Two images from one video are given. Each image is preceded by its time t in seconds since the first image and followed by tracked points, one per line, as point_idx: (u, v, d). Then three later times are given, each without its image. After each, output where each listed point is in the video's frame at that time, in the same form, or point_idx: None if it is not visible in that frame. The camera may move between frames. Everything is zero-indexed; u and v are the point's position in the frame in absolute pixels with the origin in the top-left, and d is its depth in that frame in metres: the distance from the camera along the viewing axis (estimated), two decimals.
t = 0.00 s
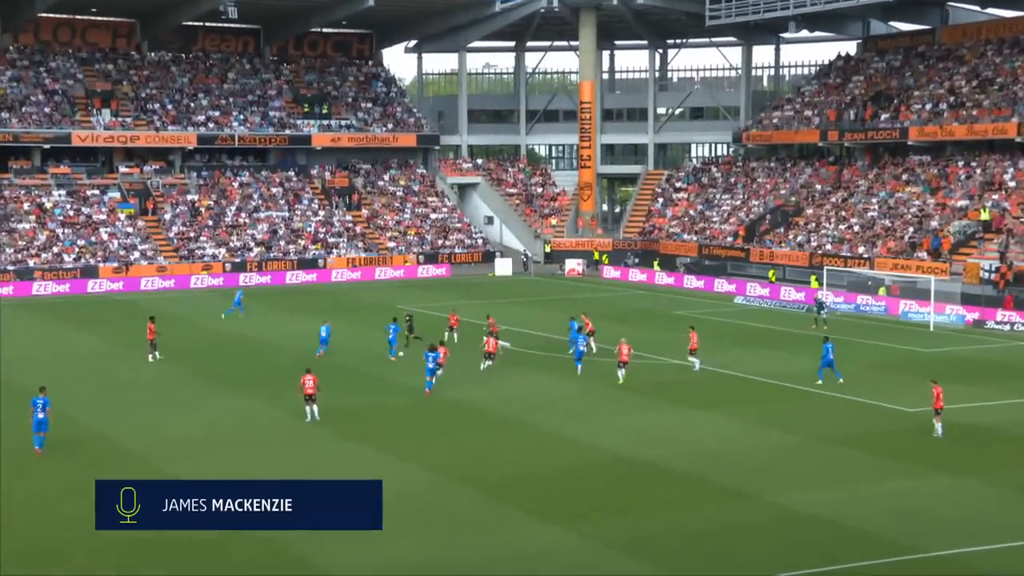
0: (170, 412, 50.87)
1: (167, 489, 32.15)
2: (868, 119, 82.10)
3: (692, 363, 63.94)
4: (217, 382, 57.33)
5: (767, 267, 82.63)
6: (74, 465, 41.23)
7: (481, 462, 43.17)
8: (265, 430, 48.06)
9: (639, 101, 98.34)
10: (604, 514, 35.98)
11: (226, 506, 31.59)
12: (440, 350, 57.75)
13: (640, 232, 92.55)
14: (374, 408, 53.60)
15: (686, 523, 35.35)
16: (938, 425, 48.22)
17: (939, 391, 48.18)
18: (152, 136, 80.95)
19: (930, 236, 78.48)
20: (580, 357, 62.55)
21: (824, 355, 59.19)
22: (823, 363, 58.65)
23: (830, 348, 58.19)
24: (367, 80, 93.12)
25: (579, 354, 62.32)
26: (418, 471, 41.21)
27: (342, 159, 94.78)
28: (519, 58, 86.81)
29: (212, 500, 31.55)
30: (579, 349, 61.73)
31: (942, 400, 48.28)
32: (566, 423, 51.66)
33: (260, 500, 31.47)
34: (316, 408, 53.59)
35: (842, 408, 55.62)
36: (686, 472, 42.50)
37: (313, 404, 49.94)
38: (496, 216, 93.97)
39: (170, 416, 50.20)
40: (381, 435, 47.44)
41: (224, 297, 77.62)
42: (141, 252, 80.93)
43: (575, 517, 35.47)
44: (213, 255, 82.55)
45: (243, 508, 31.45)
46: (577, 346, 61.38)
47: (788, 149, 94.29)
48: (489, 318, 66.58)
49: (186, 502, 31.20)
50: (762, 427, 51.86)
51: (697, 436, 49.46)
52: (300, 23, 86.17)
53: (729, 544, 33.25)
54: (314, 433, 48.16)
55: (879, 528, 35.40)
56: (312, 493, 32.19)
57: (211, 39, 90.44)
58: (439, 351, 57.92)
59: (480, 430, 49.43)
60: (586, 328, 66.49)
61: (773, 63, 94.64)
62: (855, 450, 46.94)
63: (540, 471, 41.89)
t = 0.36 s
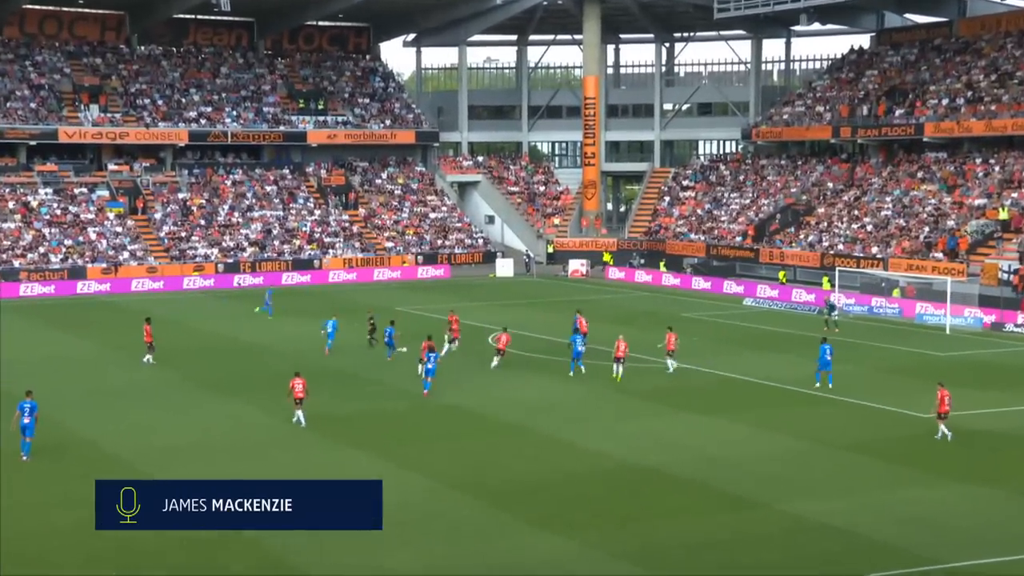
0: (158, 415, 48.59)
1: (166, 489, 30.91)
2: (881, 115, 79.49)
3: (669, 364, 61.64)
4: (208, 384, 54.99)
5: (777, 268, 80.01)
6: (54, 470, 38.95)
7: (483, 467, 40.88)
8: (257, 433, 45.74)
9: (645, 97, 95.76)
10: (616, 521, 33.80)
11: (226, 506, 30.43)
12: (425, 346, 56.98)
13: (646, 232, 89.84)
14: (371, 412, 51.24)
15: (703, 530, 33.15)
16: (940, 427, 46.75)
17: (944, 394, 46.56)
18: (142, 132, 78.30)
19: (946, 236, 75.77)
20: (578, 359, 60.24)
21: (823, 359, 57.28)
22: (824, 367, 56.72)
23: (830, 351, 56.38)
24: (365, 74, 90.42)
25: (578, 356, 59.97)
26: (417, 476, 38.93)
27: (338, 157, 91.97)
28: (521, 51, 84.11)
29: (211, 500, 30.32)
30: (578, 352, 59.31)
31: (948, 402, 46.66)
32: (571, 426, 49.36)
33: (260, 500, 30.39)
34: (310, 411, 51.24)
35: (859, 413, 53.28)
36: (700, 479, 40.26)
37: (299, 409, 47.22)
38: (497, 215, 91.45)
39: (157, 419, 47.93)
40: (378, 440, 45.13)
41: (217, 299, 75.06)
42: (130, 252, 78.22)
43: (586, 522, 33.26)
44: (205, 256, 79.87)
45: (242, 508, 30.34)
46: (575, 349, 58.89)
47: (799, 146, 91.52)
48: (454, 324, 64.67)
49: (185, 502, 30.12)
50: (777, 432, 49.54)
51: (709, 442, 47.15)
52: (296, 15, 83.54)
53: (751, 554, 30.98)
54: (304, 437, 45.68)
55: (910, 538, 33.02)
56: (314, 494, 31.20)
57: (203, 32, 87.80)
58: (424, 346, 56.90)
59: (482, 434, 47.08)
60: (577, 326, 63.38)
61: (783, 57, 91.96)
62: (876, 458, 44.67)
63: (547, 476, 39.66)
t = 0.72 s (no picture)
0: (140, 419, 46.26)
1: (166, 486, 28.48)
2: (895, 110, 76.67)
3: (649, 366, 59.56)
4: (193, 387, 52.61)
5: (786, 270, 76.83)
6: (24, 476, 36.59)
7: (480, 472, 38.66)
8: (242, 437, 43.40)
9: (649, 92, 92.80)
10: (624, 532, 31.88)
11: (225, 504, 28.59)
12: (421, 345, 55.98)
13: (650, 232, 86.83)
14: (362, 415, 48.89)
15: (722, 548, 30.60)
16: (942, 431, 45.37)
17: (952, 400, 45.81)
18: (127, 128, 75.28)
19: (963, 236, 72.81)
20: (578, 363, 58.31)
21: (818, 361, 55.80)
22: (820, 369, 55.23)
23: (827, 355, 55.06)
24: (358, 69, 87.36)
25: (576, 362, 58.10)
26: (410, 480, 36.70)
27: (330, 154, 88.77)
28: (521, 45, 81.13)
29: (212, 499, 28.22)
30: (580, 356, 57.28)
31: (956, 407, 45.98)
32: (571, 431, 47.03)
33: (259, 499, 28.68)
34: (298, 415, 48.87)
35: (872, 420, 51.07)
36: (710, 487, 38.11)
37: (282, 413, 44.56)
38: (496, 214, 88.31)
39: (139, 422, 45.60)
40: (368, 445, 42.77)
41: (204, 302, 72.14)
42: (114, 253, 75.12)
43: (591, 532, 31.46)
44: (193, 257, 76.86)
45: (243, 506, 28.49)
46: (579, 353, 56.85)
47: (808, 142, 88.44)
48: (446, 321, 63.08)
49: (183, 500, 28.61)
50: (786, 440, 47.30)
51: (717, 451, 44.92)
52: (287, 7, 80.55)
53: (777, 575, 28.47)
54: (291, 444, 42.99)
55: (945, 558, 30.53)
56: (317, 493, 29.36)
57: (190, 24, 84.77)
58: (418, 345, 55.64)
59: (477, 440, 44.76)
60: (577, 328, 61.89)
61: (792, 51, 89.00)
62: (893, 469, 42.56)
63: (547, 482, 37.46)
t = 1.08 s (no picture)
0: (91, 429, 42.68)
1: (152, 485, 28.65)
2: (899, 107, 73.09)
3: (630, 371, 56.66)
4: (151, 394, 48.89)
5: (784, 275, 73.12)
6: None
7: (458, 489, 35.51)
8: (199, 450, 39.88)
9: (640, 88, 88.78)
10: (618, 555, 29.16)
11: (230, 509, 22.56)
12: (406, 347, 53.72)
13: (641, 235, 82.71)
14: (331, 425, 45.32)
15: None
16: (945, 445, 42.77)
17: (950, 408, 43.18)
18: (85, 125, 70.78)
19: (971, 239, 68.95)
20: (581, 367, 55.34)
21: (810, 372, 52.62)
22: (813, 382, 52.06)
23: (819, 366, 51.80)
24: (333, 63, 82.99)
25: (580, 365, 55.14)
26: (382, 498, 33.48)
27: (303, 153, 84.32)
28: (505, 38, 77.12)
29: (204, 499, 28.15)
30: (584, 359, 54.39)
31: (955, 417, 43.17)
32: (556, 443, 43.68)
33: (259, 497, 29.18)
34: (263, 425, 45.24)
35: (876, 431, 47.95)
36: (708, 505, 35.22)
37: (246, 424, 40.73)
38: (478, 216, 83.85)
39: (90, 433, 42.01)
40: (338, 459, 39.34)
41: (170, 308, 67.83)
42: (73, 258, 70.48)
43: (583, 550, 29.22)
44: (156, 262, 72.25)
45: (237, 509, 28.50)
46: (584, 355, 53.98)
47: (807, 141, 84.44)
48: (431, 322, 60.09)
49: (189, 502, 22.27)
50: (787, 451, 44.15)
51: (713, 463, 41.72)
52: None
53: None
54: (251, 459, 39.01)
55: None
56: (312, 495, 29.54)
57: (154, 15, 80.32)
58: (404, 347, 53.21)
59: (455, 452, 41.36)
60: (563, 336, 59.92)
61: (790, 44, 85.21)
62: (902, 483, 39.60)
63: (532, 501, 34.33)
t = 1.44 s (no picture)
0: None
1: (167, 489, 31.24)
2: (884, 101, 69.52)
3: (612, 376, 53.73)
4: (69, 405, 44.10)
5: (763, 280, 68.96)
6: None
7: (400, 519, 31.19)
8: (115, 469, 35.35)
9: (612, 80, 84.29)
10: None
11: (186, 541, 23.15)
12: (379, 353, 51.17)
13: (611, 237, 78.04)
14: (266, 442, 40.88)
15: None
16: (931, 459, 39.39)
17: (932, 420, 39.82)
18: (10, 118, 65.30)
19: (961, 241, 64.78)
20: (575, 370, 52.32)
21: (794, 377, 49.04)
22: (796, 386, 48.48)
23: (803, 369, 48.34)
24: (282, 52, 77.96)
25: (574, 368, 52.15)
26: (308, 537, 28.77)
27: (251, 150, 79.03)
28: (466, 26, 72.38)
29: (212, 499, 30.59)
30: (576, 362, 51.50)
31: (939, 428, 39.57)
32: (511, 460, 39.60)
33: (261, 499, 30.80)
34: (190, 442, 40.69)
35: (861, 443, 44.21)
36: (680, 529, 31.76)
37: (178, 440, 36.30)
38: (439, 217, 78.73)
39: None
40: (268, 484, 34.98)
41: (103, 316, 62.30)
42: None
43: (559, 561, 28.49)
44: (90, 266, 66.73)
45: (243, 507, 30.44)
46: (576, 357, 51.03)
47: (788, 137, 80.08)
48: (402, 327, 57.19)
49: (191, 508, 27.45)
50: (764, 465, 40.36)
51: (684, 481, 37.87)
52: None
53: None
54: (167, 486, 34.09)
55: None
56: (316, 499, 31.42)
57: None
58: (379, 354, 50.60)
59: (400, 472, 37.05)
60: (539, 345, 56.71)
61: (769, 34, 80.97)
62: (891, 500, 36.03)
63: (484, 531, 30.43)
